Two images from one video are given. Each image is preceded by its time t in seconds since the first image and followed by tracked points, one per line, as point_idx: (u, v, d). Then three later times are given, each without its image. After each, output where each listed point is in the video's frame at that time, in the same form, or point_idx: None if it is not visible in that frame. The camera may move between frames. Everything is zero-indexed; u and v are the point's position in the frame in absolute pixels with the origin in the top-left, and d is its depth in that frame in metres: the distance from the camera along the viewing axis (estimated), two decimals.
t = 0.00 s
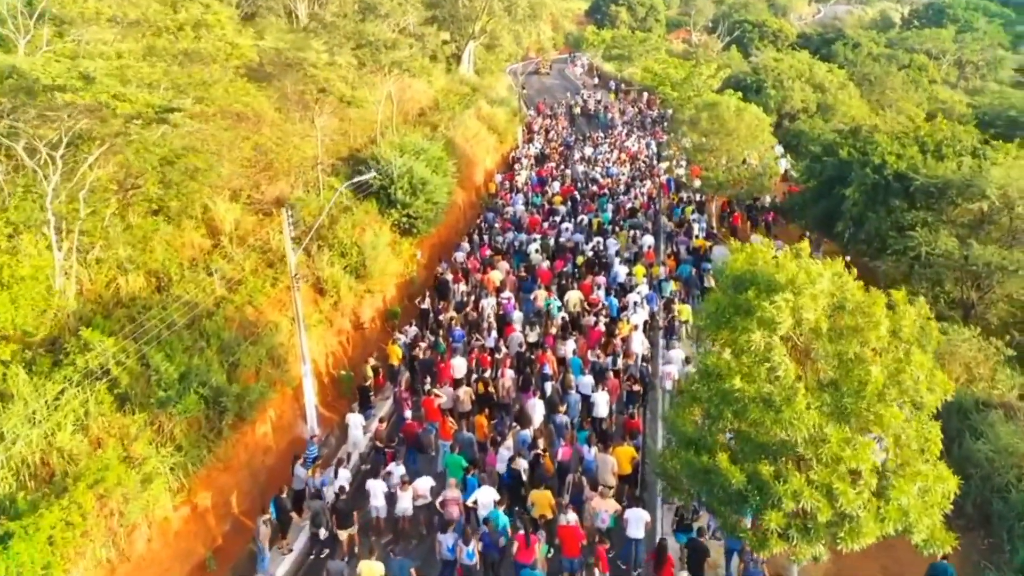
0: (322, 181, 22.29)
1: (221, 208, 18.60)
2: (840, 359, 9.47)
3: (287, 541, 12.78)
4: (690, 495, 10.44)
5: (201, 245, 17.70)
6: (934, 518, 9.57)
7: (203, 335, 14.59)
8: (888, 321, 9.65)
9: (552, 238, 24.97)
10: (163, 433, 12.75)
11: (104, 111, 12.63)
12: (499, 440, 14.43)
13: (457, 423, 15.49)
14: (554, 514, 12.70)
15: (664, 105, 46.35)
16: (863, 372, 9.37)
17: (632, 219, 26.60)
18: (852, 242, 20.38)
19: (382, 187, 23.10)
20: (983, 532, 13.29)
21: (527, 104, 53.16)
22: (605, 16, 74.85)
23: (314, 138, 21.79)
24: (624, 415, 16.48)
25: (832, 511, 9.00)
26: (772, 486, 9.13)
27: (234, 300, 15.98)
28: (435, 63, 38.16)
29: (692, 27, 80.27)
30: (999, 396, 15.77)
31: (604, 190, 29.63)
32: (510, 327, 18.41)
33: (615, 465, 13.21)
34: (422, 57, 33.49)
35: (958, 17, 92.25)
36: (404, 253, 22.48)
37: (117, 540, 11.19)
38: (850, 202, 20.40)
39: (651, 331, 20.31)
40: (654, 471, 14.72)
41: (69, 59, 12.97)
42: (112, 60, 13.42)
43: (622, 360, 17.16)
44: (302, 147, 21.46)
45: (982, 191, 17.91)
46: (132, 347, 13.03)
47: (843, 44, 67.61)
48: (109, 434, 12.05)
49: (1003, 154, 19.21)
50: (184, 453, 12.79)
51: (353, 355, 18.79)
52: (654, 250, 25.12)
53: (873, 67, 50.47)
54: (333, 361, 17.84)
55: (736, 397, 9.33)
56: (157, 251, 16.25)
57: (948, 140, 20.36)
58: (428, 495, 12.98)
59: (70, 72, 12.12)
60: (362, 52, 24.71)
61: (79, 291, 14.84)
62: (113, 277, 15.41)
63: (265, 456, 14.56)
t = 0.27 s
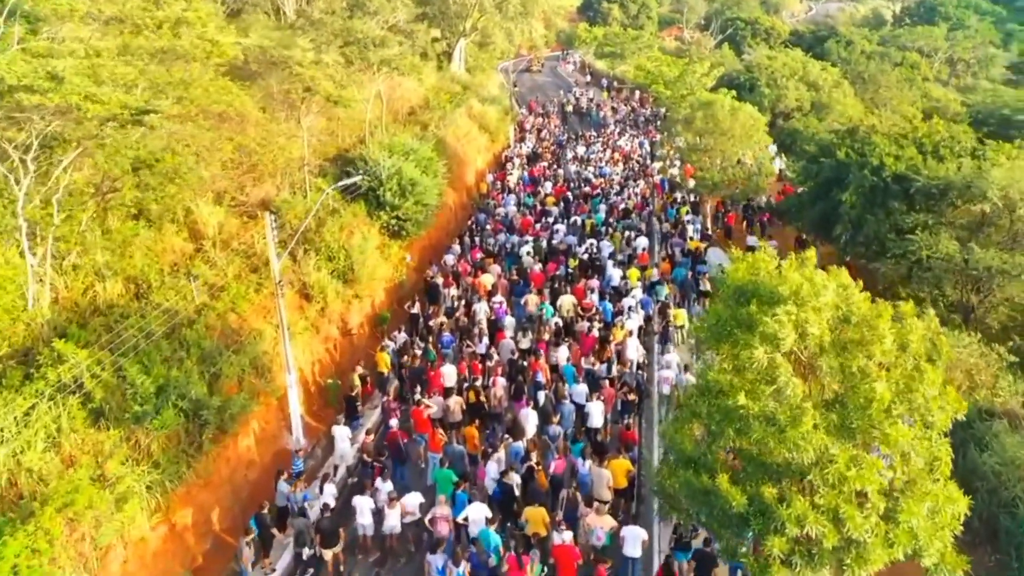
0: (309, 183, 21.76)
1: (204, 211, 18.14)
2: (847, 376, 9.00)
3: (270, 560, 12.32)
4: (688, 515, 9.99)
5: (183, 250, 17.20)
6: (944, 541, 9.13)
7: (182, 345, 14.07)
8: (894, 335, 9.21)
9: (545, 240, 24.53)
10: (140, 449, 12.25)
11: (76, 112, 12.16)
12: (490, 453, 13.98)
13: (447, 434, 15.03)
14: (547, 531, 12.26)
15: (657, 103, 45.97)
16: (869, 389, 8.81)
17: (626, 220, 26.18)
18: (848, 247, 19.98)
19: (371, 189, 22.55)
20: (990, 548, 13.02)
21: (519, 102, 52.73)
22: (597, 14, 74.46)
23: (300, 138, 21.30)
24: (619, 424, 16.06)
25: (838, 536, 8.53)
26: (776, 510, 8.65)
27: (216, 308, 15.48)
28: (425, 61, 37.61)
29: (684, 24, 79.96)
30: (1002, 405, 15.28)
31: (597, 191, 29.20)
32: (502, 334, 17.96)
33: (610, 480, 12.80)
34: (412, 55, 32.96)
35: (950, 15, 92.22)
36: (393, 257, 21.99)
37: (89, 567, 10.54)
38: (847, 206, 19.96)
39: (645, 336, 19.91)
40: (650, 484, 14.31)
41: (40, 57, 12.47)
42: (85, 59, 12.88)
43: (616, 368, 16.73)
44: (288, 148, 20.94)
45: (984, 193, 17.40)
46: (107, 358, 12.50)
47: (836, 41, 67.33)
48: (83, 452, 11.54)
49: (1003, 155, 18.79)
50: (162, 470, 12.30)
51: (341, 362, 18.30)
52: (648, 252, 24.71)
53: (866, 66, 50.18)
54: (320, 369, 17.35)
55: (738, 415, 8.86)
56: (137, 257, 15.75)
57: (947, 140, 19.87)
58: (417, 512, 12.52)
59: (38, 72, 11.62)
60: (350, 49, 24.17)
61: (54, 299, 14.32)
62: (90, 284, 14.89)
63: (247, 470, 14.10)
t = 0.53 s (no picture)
0: (299, 185, 21.30)
1: (190, 215, 17.73)
2: (858, 397, 8.58)
3: None
4: (690, 540, 9.56)
5: (168, 256, 16.74)
6: (959, 569, 8.72)
7: (164, 356, 13.64)
8: (906, 352, 8.78)
9: (540, 242, 24.09)
10: (119, 467, 11.81)
11: (51, 117, 11.94)
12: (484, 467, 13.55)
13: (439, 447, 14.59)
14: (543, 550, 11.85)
15: (653, 102, 45.56)
16: (879, 410, 8.40)
17: (623, 222, 25.75)
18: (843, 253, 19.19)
19: (362, 191, 22.03)
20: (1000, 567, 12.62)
21: (514, 100, 52.25)
22: (592, 11, 73.96)
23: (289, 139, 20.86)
24: (617, 435, 15.65)
25: (847, 567, 8.10)
26: (782, 539, 8.22)
27: (201, 316, 15.03)
28: (419, 59, 37.12)
29: (680, 21, 79.50)
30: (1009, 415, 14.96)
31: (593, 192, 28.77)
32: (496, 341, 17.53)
33: (608, 496, 12.38)
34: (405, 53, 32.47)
35: (946, 13, 91.94)
36: (384, 261, 21.54)
37: None
38: (848, 210, 19.15)
39: (643, 342, 19.50)
40: (649, 498, 13.91)
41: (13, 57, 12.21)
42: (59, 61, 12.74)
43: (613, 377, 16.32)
44: (277, 150, 20.46)
45: (989, 196, 17.11)
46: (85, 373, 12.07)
47: (832, 39, 66.98)
48: (58, 471, 11.13)
49: (1008, 157, 18.40)
50: (142, 488, 11.85)
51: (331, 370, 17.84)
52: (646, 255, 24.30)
53: (864, 64, 49.85)
54: (309, 378, 16.89)
55: (744, 438, 8.44)
56: (119, 264, 15.29)
57: (947, 141, 19.45)
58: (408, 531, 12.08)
59: (10, 74, 11.34)
60: (341, 48, 23.67)
61: (32, 309, 13.84)
62: (70, 292, 14.40)
63: (232, 485, 13.66)
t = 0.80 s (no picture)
0: (290, 187, 20.90)
1: (178, 219, 17.36)
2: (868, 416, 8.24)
3: None
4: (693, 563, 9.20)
5: (154, 261, 16.37)
6: None
7: (149, 367, 13.24)
8: (918, 369, 8.40)
9: (537, 245, 23.72)
10: (100, 484, 11.45)
11: (27, 121, 11.81)
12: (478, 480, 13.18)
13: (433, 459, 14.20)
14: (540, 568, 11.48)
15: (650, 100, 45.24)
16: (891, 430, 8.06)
17: (620, 223, 25.39)
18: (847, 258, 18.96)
19: (355, 193, 21.63)
20: None
21: (510, 98, 51.86)
22: (588, 8, 73.57)
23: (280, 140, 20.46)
24: (615, 445, 15.30)
25: None
26: (789, 565, 7.88)
27: (187, 324, 14.62)
28: (414, 58, 36.68)
29: (677, 19, 79.14)
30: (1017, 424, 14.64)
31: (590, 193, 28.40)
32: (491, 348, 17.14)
33: (606, 510, 12.02)
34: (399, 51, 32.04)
35: (943, 10, 91.72)
36: (377, 264, 21.14)
37: None
38: (850, 213, 18.49)
39: (641, 348, 19.15)
40: (648, 511, 13.55)
41: None
42: (37, 63, 12.67)
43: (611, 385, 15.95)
44: (268, 151, 20.05)
45: (994, 201, 16.65)
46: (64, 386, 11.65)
47: (830, 37, 66.65)
48: (36, 488, 10.73)
49: (1012, 159, 18.04)
50: (124, 506, 11.47)
51: (322, 378, 17.46)
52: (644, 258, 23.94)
53: (862, 62, 49.52)
54: (300, 386, 16.49)
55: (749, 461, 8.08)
56: (104, 271, 14.91)
57: (946, 143, 19.21)
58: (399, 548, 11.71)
59: None
60: (333, 47, 23.25)
61: (13, 317, 13.53)
62: (52, 300, 14.12)
63: (219, 499, 13.31)
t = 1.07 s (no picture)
0: (281, 190, 20.44)
1: (166, 224, 16.86)
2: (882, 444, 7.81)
3: None
4: None
5: (141, 268, 15.90)
6: None
7: (132, 381, 12.80)
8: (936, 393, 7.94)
9: (534, 249, 23.29)
10: (78, 506, 11.02)
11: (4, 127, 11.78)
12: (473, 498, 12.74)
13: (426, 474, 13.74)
14: None
15: (648, 99, 44.83)
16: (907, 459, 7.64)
17: (618, 226, 24.97)
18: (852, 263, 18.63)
19: (348, 197, 21.18)
20: None
21: (507, 97, 51.40)
22: (587, 5, 73.07)
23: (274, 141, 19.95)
24: (614, 459, 14.89)
25: None
26: None
27: (172, 335, 14.17)
28: (409, 56, 36.22)
29: (675, 15, 78.64)
30: None
31: (588, 194, 27.99)
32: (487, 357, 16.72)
33: (605, 531, 11.61)
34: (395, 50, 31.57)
35: (942, 8, 91.37)
36: (371, 269, 20.70)
37: None
38: (855, 217, 18.10)
39: (641, 356, 18.74)
40: (649, 529, 13.15)
41: None
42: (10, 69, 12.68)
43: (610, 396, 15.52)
44: (258, 154, 19.57)
45: (1002, 206, 16.23)
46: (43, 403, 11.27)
47: (829, 35, 66.19)
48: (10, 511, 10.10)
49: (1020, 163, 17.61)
50: (103, 530, 11.01)
51: (314, 387, 17.02)
52: (643, 262, 23.53)
53: (862, 60, 49.10)
54: (290, 397, 16.05)
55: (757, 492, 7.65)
56: (86, 280, 14.43)
57: (951, 146, 18.77)
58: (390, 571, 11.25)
59: None
60: (326, 47, 22.78)
61: None
62: (32, 311, 13.61)
63: (204, 518, 12.89)
